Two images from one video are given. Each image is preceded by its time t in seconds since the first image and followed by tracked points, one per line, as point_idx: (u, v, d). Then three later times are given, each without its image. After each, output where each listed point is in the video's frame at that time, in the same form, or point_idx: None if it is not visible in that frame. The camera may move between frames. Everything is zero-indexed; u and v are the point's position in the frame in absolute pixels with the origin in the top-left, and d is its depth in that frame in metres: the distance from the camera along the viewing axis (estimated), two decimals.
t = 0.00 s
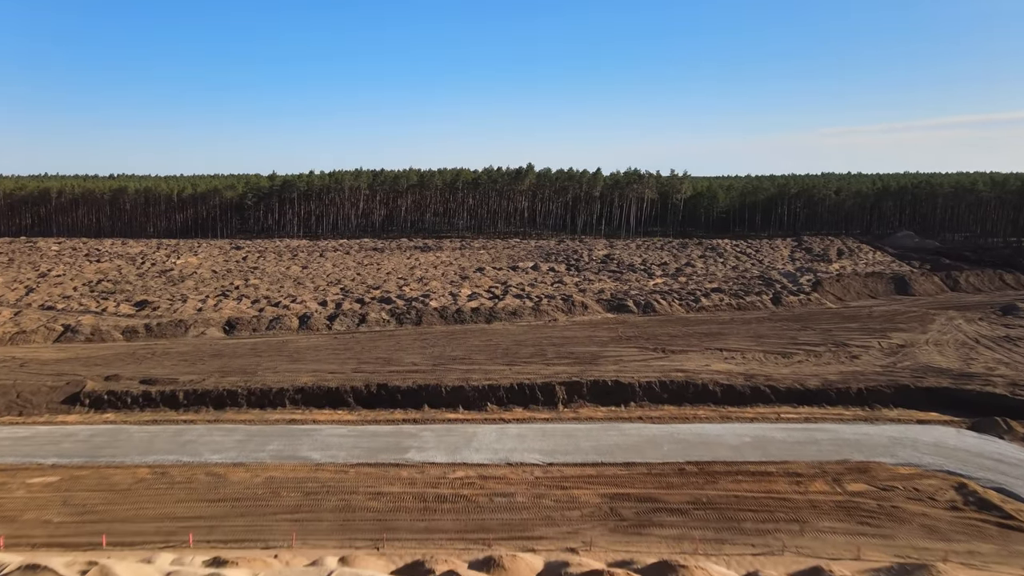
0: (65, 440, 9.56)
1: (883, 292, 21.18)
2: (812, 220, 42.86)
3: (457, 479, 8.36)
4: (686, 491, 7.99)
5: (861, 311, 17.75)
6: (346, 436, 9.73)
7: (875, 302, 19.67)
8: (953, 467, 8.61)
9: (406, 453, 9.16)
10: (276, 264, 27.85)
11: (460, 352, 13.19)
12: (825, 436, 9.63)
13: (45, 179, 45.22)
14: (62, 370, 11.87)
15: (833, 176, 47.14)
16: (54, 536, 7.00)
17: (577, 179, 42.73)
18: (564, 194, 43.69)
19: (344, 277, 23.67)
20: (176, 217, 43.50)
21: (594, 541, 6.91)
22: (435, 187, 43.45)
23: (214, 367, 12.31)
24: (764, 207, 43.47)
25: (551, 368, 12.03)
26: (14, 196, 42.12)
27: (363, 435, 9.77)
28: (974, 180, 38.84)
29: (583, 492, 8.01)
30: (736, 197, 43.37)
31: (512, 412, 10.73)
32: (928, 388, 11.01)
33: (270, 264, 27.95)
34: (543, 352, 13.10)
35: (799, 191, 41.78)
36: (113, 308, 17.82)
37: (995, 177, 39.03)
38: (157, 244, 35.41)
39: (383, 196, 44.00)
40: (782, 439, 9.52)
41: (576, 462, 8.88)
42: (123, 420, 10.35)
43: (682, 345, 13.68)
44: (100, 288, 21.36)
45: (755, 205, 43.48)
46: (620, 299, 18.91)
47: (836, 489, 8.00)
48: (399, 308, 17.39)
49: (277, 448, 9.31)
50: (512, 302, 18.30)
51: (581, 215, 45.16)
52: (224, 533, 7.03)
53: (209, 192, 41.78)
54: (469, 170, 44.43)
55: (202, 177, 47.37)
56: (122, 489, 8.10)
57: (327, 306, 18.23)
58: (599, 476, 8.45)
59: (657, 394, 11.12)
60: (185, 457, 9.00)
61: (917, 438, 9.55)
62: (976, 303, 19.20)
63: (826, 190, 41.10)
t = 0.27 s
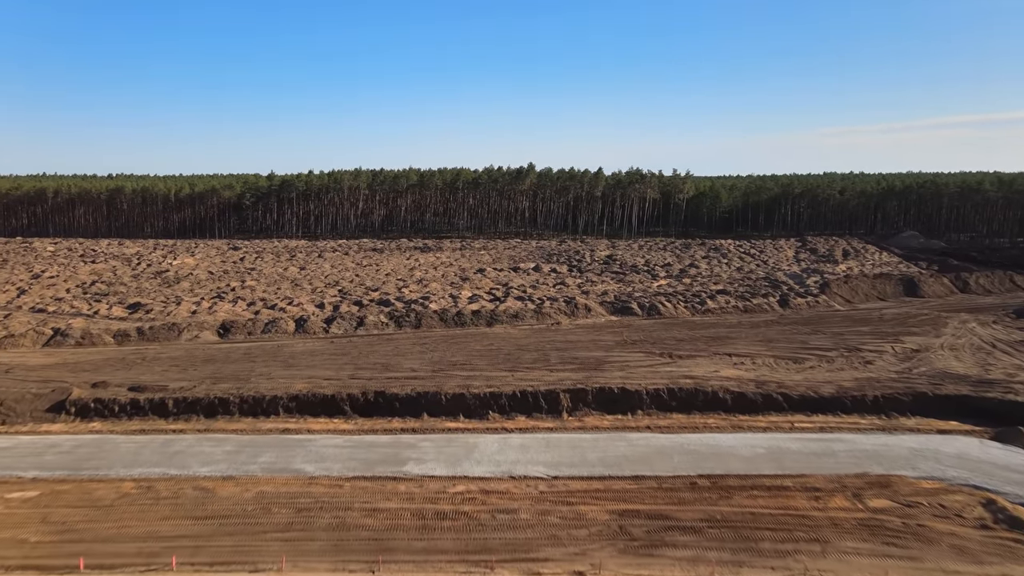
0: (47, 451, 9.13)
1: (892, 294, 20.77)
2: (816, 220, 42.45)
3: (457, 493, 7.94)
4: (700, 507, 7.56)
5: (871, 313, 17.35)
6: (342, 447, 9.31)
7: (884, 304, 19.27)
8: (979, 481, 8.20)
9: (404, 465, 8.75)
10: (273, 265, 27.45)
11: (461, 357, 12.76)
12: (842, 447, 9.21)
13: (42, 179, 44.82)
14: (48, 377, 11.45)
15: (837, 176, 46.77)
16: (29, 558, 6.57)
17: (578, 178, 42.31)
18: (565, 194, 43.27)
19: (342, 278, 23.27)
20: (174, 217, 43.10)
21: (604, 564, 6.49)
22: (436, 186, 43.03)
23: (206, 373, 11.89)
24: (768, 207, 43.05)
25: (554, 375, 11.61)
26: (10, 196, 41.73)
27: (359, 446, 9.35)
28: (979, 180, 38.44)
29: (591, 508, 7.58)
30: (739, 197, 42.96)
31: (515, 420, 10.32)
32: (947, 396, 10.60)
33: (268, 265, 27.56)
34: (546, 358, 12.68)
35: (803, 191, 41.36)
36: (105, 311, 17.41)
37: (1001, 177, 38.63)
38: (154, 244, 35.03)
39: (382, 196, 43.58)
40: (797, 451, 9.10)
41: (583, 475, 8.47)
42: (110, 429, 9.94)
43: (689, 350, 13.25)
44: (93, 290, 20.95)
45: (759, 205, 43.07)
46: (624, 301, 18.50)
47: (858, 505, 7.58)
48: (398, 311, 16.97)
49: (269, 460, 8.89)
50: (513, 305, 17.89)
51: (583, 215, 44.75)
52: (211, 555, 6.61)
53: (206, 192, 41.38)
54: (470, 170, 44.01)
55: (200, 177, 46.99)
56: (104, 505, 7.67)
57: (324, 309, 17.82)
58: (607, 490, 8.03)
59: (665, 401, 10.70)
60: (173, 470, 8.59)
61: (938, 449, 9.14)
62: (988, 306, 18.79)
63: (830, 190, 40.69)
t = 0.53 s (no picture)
0: (28, 464, 8.72)
1: (901, 296, 20.34)
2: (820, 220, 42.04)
3: (457, 510, 7.53)
4: (714, 525, 7.15)
5: (881, 316, 16.92)
6: (337, 458, 8.90)
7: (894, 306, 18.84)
8: (1008, 496, 7.79)
9: (402, 479, 8.34)
10: (271, 266, 27.04)
11: (461, 362, 12.34)
12: (860, 459, 8.80)
13: (39, 179, 44.45)
14: (33, 384, 11.04)
15: (841, 176, 46.34)
16: None
17: (579, 178, 41.90)
18: (566, 194, 42.86)
19: (341, 279, 22.87)
20: (172, 217, 42.72)
21: None
22: (436, 186, 42.62)
23: (197, 379, 11.47)
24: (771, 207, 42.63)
25: (558, 382, 11.18)
26: (6, 195, 41.36)
27: (355, 458, 8.94)
28: (986, 180, 38.02)
29: (599, 527, 7.17)
30: (742, 197, 42.54)
31: (517, 430, 9.90)
32: (967, 405, 10.20)
33: (265, 266, 27.15)
34: (549, 363, 12.25)
35: (807, 191, 40.94)
36: (97, 314, 17.00)
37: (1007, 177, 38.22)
38: (151, 244, 34.64)
39: (382, 195, 43.17)
40: (813, 463, 8.68)
41: (590, 490, 8.06)
42: (95, 440, 9.53)
43: (697, 355, 12.82)
44: (86, 292, 20.54)
45: (762, 205, 42.65)
46: (628, 303, 18.08)
47: (881, 523, 7.16)
48: (397, 314, 16.55)
49: (260, 473, 8.48)
50: (515, 307, 17.48)
51: (584, 215, 44.35)
52: None
53: (204, 192, 41.00)
54: (470, 169, 43.60)
55: (198, 176, 46.61)
56: (85, 522, 7.26)
57: (321, 312, 17.41)
58: (615, 507, 7.61)
59: (673, 410, 10.28)
60: (159, 485, 8.17)
61: (962, 462, 8.73)
62: (1000, 308, 18.37)
63: (834, 189, 40.28)
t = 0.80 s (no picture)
0: (7, 477, 8.30)
1: (911, 298, 19.91)
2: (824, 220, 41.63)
3: (458, 529, 7.11)
4: (730, 545, 6.74)
5: (893, 319, 16.48)
6: (331, 472, 8.48)
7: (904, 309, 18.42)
8: None
9: (400, 494, 7.91)
10: (268, 267, 26.63)
11: (461, 368, 11.93)
12: (881, 472, 8.38)
13: (35, 179, 44.05)
14: (17, 391, 10.63)
15: (845, 175, 45.93)
16: None
17: (581, 178, 41.47)
18: (567, 194, 42.43)
19: (339, 281, 22.45)
20: (169, 217, 42.33)
21: None
22: (435, 186, 42.20)
23: (188, 387, 11.05)
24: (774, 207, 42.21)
25: (562, 389, 10.76)
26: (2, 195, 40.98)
27: (350, 471, 8.53)
28: (993, 180, 37.59)
29: (609, 547, 6.75)
30: (745, 197, 42.10)
31: (521, 440, 9.49)
32: (989, 415, 9.79)
33: (262, 267, 26.73)
34: (553, 369, 11.83)
35: (811, 190, 40.50)
36: (88, 317, 16.59)
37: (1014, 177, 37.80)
38: (147, 245, 34.24)
39: (381, 195, 42.75)
40: (832, 477, 8.27)
41: (597, 507, 7.64)
42: (79, 451, 9.12)
43: (705, 361, 12.40)
44: (79, 293, 20.13)
45: (765, 205, 42.22)
46: (632, 306, 17.66)
47: (907, 543, 6.75)
48: (395, 317, 16.12)
49: (251, 488, 8.06)
50: (517, 310, 17.05)
51: (585, 215, 43.95)
52: None
53: (202, 192, 40.59)
54: (470, 169, 43.17)
55: (196, 176, 46.23)
56: (62, 543, 6.84)
57: (318, 314, 17.00)
58: (626, 525, 7.20)
59: (682, 419, 9.87)
60: (143, 500, 7.77)
61: (987, 476, 8.31)
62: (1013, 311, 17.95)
63: (839, 189, 39.84)
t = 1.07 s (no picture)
0: None
1: (921, 300, 19.49)
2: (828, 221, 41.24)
3: (459, 550, 6.69)
4: (750, 568, 6.32)
5: (905, 323, 16.07)
6: (326, 487, 8.06)
7: (915, 312, 18.01)
8: None
9: (398, 511, 7.49)
10: (266, 268, 26.23)
11: (462, 375, 11.51)
12: (904, 487, 7.97)
13: (32, 178, 43.65)
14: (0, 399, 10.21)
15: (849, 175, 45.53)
16: None
17: (582, 177, 41.06)
18: (569, 194, 42.03)
19: (337, 282, 22.05)
20: (167, 217, 41.94)
21: None
22: (436, 186, 41.82)
23: (178, 394, 10.63)
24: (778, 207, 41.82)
25: (567, 398, 10.34)
26: None
27: (346, 486, 8.11)
28: (999, 180, 37.20)
29: (620, 571, 6.33)
30: (748, 196, 41.70)
31: (524, 452, 9.08)
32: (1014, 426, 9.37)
33: (260, 268, 26.33)
34: (557, 376, 11.42)
35: (815, 190, 40.10)
36: (80, 320, 16.19)
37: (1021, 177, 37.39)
38: (144, 245, 33.86)
39: (381, 195, 42.38)
40: (853, 492, 7.85)
41: (607, 525, 7.23)
42: (62, 463, 8.70)
43: (715, 367, 11.97)
44: (72, 295, 19.73)
45: (769, 205, 41.81)
46: (637, 308, 17.24)
47: (938, 567, 6.34)
48: (394, 320, 15.72)
49: (240, 504, 7.64)
50: (519, 313, 16.65)
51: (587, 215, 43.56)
52: None
53: (200, 192, 40.21)
54: (471, 169, 42.78)
55: (194, 176, 45.83)
56: (39, 565, 6.42)
57: (316, 317, 16.59)
58: (638, 546, 6.79)
59: (693, 429, 9.45)
60: (126, 518, 7.35)
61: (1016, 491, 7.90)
62: None
63: (843, 189, 39.44)
